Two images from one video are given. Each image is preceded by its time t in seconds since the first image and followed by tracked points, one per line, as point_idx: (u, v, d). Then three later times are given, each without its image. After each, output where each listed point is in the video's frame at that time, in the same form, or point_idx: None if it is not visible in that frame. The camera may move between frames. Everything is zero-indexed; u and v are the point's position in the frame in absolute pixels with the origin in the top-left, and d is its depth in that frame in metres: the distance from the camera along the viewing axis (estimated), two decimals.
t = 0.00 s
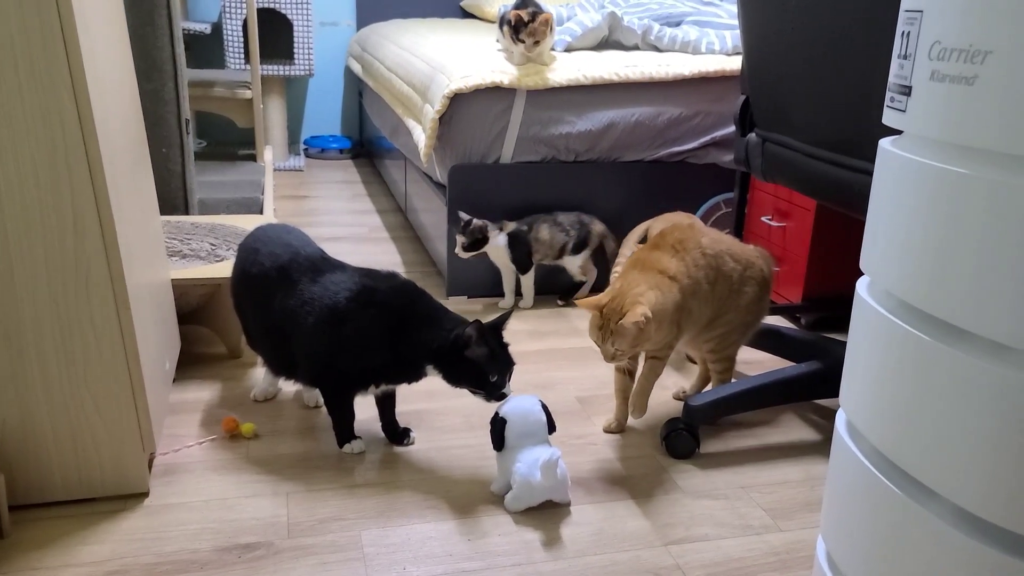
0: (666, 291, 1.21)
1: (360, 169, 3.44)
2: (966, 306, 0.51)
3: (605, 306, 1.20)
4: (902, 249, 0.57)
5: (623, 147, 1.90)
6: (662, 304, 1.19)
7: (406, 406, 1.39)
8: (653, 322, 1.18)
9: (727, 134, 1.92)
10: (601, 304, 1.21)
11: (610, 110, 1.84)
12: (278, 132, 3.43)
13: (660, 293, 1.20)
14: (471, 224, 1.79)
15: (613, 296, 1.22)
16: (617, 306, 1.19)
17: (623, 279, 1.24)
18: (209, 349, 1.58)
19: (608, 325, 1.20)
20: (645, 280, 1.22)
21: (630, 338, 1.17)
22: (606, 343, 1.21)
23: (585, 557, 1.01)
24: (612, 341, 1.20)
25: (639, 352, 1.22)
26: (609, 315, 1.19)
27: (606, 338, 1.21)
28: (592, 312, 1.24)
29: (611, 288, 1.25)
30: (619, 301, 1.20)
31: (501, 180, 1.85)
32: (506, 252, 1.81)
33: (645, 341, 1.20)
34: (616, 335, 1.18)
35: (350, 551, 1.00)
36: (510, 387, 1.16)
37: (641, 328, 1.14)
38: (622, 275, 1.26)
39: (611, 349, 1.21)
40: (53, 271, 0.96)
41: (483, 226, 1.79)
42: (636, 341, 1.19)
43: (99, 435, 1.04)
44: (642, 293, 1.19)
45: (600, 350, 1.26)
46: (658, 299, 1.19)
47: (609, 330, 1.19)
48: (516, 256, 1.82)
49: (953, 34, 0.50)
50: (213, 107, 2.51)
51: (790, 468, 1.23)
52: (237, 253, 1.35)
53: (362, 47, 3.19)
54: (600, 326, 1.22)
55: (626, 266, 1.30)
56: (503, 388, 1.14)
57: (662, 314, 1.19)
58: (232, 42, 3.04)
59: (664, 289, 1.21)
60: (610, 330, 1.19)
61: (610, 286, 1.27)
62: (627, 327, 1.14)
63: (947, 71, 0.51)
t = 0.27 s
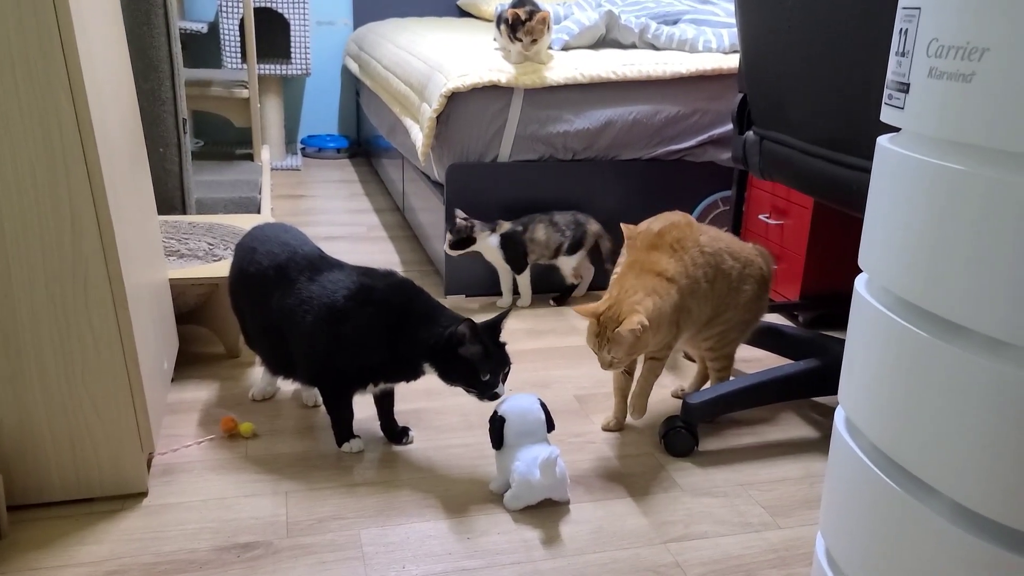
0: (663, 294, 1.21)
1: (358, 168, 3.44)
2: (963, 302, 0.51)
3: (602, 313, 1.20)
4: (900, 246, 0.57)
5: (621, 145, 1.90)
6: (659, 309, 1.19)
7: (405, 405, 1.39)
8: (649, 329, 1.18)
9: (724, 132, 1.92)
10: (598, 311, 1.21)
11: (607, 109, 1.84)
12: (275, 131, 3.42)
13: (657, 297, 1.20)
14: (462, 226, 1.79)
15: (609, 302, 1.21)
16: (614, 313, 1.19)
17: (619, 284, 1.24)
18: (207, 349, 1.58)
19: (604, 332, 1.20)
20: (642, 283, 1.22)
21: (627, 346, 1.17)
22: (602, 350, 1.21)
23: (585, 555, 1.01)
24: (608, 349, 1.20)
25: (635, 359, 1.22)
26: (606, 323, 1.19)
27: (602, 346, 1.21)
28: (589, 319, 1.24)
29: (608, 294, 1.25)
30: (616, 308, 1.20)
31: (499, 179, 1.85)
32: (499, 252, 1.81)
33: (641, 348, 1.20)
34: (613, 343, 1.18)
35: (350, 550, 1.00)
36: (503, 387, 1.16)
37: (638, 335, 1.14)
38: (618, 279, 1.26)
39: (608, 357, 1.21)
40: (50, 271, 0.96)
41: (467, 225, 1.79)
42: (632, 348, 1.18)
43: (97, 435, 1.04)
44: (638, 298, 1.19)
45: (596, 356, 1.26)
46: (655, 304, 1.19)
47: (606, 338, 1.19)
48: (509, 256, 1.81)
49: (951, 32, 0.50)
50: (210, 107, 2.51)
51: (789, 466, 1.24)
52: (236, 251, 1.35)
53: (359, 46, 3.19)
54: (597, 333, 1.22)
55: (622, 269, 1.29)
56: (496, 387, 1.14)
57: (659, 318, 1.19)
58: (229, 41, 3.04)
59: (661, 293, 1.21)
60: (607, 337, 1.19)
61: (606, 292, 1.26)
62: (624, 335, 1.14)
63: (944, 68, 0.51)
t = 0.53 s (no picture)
0: (658, 298, 1.20)
1: (355, 168, 3.44)
2: (961, 300, 0.51)
3: (598, 322, 1.19)
4: (897, 244, 0.57)
5: (618, 145, 1.90)
6: (653, 313, 1.19)
7: (403, 404, 1.39)
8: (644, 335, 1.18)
9: (721, 132, 1.92)
10: (593, 319, 1.20)
11: (605, 108, 1.84)
12: (272, 131, 3.42)
13: (651, 301, 1.20)
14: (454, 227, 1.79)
15: (603, 310, 1.21)
16: (609, 322, 1.18)
17: (613, 291, 1.24)
18: (204, 349, 1.58)
19: (600, 340, 1.19)
20: (636, 288, 1.21)
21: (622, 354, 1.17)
22: (598, 358, 1.21)
23: (582, 554, 1.01)
24: (603, 357, 1.19)
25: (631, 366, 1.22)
26: (600, 332, 1.18)
27: (598, 354, 1.20)
28: (584, 327, 1.23)
29: (602, 302, 1.24)
30: (610, 316, 1.19)
31: (496, 179, 1.85)
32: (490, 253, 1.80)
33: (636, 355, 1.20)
34: (608, 351, 1.18)
35: (347, 550, 1.00)
36: (495, 389, 1.15)
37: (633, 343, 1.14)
38: (612, 285, 1.25)
39: (603, 365, 1.21)
40: (47, 271, 0.95)
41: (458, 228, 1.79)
42: (627, 356, 1.19)
43: (94, 435, 1.04)
44: (632, 304, 1.19)
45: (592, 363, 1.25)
46: (649, 309, 1.19)
47: (601, 346, 1.19)
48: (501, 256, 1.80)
49: (948, 30, 0.50)
50: (207, 107, 2.51)
51: (786, 465, 1.24)
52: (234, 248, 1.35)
53: (356, 46, 3.19)
54: (592, 342, 1.21)
55: (616, 275, 1.29)
56: (487, 389, 1.14)
57: (653, 322, 1.19)
58: (225, 41, 3.03)
59: (656, 297, 1.20)
60: (602, 346, 1.19)
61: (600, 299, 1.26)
62: (620, 343, 1.14)
63: (941, 66, 0.51)
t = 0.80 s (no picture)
0: (652, 304, 1.21)
1: (351, 168, 3.44)
2: (957, 299, 0.51)
3: (595, 336, 1.19)
4: (893, 244, 0.58)
5: (614, 145, 1.90)
6: (647, 321, 1.19)
7: (399, 404, 1.38)
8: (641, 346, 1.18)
9: (717, 132, 1.93)
10: (590, 333, 1.20)
11: (601, 108, 1.84)
12: (268, 131, 3.41)
13: (645, 309, 1.20)
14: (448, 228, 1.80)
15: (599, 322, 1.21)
16: (606, 336, 1.18)
17: (606, 303, 1.23)
18: (200, 349, 1.57)
19: (598, 355, 1.19)
20: (629, 297, 1.21)
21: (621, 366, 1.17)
22: (597, 373, 1.20)
23: (579, 554, 1.01)
24: (602, 371, 1.19)
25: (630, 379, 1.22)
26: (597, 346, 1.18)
27: (597, 369, 1.20)
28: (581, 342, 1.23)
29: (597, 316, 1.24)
30: (607, 329, 1.19)
31: (493, 180, 1.85)
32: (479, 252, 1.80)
33: (634, 366, 1.21)
34: (607, 365, 1.18)
35: (344, 550, 1.00)
36: (490, 389, 1.15)
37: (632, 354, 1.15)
38: (605, 298, 1.25)
39: (602, 380, 1.21)
40: (43, 271, 0.95)
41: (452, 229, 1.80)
42: (626, 368, 1.19)
43: (90, 435, 1.03)
44: (627, 315, 1.19)
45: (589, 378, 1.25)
46: (644, 318, 1.19)
47: (599, 360, 1.19)
48: (492, 257, 1.80)
49: (944, 30, 0.50)
50: (203, 107, 2.50)
51: (783, 464, 1.24)
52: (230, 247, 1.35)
53: (352, 46, 3.18)
54: (590, 357, 1.20)
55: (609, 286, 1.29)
56: (481, 389, 1.14)
57: (648, 329, 1.20)
58: (221, 41, 3.03)
59: (650, 305, 1.21)
60: (601, 359, 1.18)
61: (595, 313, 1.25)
62: (618, 354, 1.14)
63: (937, 66, 0.51)
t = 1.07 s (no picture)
0: (648, 314, 1.21)
1: (348, 168, 3.43)
2: (954, 298, 0.51)
3: (593, 350, 1.19)
4: (890, 243, 0.58)
5: (610, 145, 1.90)
6: (644, 333, 1.20)
7: (396, 405, 1.38)
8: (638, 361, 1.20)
9: (714, 132, 1.93)
10: (589, 347, 1.20)
11: (598, 108, 1.84)
12: (265, 131, 3.41)
13: (641, 321, 1.20)
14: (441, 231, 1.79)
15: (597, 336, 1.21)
16: (606, 350, 1.18)
17: (601, 318, 1.23)
18: (197, 349, 1.57)
19: (598, 368, 1.19)
20: (625, 309, 1.21)
21: (620, 379, 1.18)
22: (596, 387, 1.20)
23: (577, 554, 1.01)
24: (602, 385, 1.19)
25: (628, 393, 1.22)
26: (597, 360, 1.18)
27: (597, 383, 1.20)
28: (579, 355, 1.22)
29: (594, 331, 1.24)
30: (607, 344, 1.19)
31: (490, 180, 1.85)
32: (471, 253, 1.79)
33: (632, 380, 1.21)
34: (607, 379, 1.18)
35: (342, 550, 1.00)
36: (486, 389, 1.15)
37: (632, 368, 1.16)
38: (599, 310, 1.25)
39: (601, 394, 1.21)
40: (39, 271, 0.95)
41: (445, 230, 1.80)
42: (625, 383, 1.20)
43: (87, 436, 1.03)
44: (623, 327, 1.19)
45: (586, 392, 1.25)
46: (641, 331, 1.20)
47: (599, 374, 1.19)
48: (486, 257, 1.79)
49: (939, 29, 0.50)
50: (199, 107, 2.50)
51: (779, 463, 1.24)
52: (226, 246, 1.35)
53: (348, 46, 3.18)
54: (589, 370, 1.20)
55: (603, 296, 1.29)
56: (478, 389, 1.13)
57: (644, 339, 1.20)
58: (218, 41, 3.02)
59: (645, 315, 1.21)
60: (602, 373, 1.18)
61: (591, 326, 1.25)
62: (619, 368, 1.15)
63: (933, 65, 0.51)
